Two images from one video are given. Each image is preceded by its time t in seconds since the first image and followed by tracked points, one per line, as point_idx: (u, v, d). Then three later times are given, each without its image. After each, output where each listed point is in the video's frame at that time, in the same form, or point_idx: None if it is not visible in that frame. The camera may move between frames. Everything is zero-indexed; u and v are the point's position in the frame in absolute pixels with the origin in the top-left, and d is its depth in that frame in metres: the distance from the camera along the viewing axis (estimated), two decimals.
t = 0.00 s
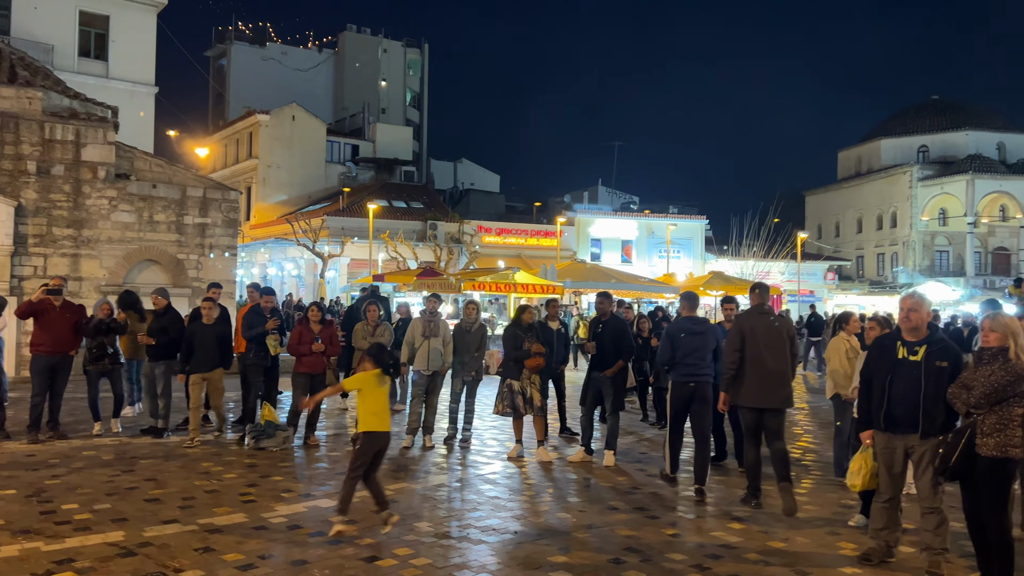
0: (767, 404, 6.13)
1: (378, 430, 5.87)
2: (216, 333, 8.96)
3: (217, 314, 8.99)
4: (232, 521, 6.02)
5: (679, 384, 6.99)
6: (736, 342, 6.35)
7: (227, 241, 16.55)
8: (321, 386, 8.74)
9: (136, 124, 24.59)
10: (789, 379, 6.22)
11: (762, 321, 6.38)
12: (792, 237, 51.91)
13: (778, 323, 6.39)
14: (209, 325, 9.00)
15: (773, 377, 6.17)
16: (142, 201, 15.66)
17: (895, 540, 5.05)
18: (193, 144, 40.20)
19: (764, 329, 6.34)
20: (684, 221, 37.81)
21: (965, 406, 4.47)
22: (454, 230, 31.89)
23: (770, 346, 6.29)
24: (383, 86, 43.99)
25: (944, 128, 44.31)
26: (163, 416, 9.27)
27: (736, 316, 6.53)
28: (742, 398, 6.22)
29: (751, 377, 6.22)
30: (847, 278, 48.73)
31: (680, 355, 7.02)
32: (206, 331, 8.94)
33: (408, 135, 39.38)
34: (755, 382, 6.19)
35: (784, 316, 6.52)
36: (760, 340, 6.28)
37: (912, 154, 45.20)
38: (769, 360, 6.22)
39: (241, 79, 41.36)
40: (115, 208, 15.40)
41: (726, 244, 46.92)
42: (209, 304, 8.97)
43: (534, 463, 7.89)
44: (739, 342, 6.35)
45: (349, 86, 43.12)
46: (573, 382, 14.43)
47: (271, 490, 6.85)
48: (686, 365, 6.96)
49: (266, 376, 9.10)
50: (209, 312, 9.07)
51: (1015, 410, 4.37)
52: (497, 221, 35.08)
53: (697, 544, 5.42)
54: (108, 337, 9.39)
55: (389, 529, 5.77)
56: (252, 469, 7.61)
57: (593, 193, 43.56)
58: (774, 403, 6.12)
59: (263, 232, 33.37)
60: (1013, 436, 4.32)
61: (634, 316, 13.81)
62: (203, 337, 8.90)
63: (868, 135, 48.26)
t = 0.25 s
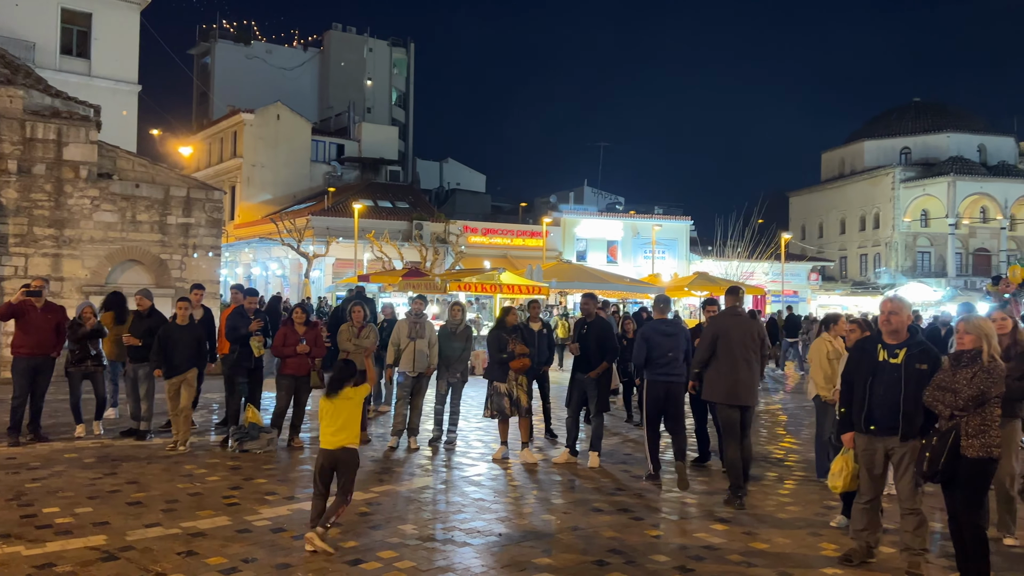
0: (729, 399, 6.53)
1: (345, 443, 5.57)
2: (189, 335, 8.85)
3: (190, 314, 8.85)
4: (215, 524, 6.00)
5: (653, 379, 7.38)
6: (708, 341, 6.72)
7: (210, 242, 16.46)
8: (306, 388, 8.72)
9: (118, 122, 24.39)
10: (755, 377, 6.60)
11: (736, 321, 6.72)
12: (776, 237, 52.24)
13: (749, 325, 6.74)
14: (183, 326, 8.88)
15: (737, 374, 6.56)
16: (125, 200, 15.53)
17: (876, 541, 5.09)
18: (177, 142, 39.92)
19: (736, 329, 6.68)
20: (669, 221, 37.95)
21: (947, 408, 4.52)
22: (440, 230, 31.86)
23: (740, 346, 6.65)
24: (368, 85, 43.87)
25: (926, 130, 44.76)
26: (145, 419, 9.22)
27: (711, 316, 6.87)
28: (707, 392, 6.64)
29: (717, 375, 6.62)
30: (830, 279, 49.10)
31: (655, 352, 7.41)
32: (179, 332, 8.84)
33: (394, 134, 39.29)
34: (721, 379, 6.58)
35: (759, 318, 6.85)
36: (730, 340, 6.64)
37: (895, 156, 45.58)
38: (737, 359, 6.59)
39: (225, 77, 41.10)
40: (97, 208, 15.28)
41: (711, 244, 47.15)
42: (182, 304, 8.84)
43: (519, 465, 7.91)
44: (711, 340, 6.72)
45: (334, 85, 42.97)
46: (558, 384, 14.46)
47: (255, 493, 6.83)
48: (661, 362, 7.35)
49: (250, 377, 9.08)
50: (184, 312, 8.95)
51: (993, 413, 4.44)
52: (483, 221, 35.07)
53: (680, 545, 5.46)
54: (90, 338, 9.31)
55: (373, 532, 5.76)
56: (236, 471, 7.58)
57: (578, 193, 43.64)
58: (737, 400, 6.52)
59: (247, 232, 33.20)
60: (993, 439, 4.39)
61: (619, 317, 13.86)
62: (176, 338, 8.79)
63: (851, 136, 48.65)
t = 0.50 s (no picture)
0: (708, 401, 6.62)
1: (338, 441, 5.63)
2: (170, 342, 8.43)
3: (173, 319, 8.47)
4: (199, 526, 5.97)
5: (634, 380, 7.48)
6: (691, 343, 6.79)
7: (195, 241, 16.36)
8: (291, 388, 8.69)
9: (101, 120, 24.18)
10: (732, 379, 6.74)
11: (716, 326, 6.83)
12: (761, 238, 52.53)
13: (728, 329, 6.86)
14: (164, 331, 8.48)
15: (716, 377, 6.67)
16: (108, 199, 15.40)
17: (858, 541, 5.14)
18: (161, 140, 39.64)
19: (716, 333, 6.79)
20: (655, 221, 38.07)
21: (931, 409, 4.57)
22: (426, 230, 31.81)
23: (719, 349, 6.76)
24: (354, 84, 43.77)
25: (909, 132, 45.16)
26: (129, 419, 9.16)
27: (692, 319, 6.96)
28: (685, 393, 6.75)
29: (699, 376, 6.71)
30: (815, 279, 49.43)
31: (635, 354, 7.54)
32: (160, 337, 8.42)
33: (380, 133, 39.18)
34: (702, 379, 6.69)
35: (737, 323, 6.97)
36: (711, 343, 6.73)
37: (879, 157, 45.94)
38: (716, 361, 6.70)
39: (210, 75, 40.84)
40: (80, 207, 15.15)
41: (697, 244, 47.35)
42: (166, 308, 8.44)
43: (505, 465, 7.92)
44: (692, 342, 6.79)
45: (320, 83, 42.80)
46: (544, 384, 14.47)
47: (239, 494, 6.80)
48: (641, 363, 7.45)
49: (235, 378, 9.02)
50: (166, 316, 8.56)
51: (974, 414, 4.49)
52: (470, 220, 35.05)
53: (664, 546, 5.48)
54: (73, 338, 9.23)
55: (358, 534, 5.75)
56: (220, 472, 7.54)
57: (565, 193, 43.69)
58: (716, 401, 6.63)
59: (232, 231, 33.03)
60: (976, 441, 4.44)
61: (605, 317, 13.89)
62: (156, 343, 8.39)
63: (835, 137, 48.99)
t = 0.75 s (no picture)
0: (697, 391, 7.29)
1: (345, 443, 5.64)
2: (142, 339, 8.09)
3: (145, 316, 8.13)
4: (180, 527, 5.93)
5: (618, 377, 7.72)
6: (672, 339, 7.38)
7: (178, 239, 16.24)
8: (273, 389, 8.64)
9: (83, 117, 23.96)
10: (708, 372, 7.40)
11: (693, 320, 7.52)
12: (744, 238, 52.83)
13: (704, 322, 7.57)
14: (137, 329, 8.15)
15: (700, 368, 7.33)
16: (89, 196, 15.26)
17: (837, 541, 5.18)
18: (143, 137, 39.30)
19: (695, 327, 7.46)
20: (640, 221, 38.18)
21: (914, 409, 4.63)
22: (411, 229, 31.72)
23: (699, 342, 7.44)
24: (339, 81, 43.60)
25: (891, 133, 45.58)
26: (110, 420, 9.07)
27: (671, 316, 7.52)
28: (672, 388, 7.31)
29: (684, 370, 7.30)
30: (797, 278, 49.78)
31: (617, 353, 7.76)
32: (132, 335, 8.09)
33: (364, 131, 39.04)
34: (684, 373, 7.28)
35: (708, 317, 7.72)
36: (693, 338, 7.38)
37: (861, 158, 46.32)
38: (699, 354, 7.36)
39: (194, 72, 40.52)
40: (61, 204, 15.00)
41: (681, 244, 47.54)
42: (138, 305, 8.11)
43: (489, 465, 7.91)
44: (675, 337, 7.40)
45: (304, 81, 42.61)
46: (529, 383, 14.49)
47: (221, 495, 6.77)
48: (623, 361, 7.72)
49: (218, 378, 8.97)
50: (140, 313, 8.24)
51: (956, 416, 4.56)
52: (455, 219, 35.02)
53: (647, 545, 5.51)
54: (53, 338, 9.13)
55: (341, 534, 5.74)
56: (202, 473, 7.50)
57: (550, 192, 43.74)
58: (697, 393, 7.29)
59: (215, 229, 32.80)
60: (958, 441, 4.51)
61: (590, 316, 13.92)
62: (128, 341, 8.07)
63: (819, 138, 49.34)
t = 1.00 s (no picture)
0: (674, 391, 7.31)
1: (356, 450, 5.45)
2: (118, 345, 7.56)
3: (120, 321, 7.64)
4: (164, 528, 5.89)
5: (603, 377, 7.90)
6: (647, 341, 7.39)
7: (162, 238, 16.13)
8: (258, 387, 8.60)
9: (66, 114, 23.73)
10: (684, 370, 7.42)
11: (666, 320, 7.52)
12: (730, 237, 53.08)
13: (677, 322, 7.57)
14: (111, 334, 7.63)
15: (675, 369, 7.35)
16: (71, 194, 15.13)
17: (821, 539, 5.22)
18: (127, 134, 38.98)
19: (668, 327, 7.47)
20: (627, 220, 38.26)
21: (898, 409, 4.66)
22: (397, 227, 31.63)
23: (673, 343, 7.46)
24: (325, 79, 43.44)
25: (875, 134, 45.92)
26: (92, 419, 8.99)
27: (644, 319, 7.54)
28: (650, 389, 7.33)
29: (660, 371, 7.32)
30: (782, 278, 50.07)
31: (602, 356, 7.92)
32: (107, 341, 7.55)
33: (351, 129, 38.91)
34: (661, 373, 7.31)
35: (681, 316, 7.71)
36: (666, 339, 7.38)
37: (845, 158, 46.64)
38: (673, 355, 7.37)
39: (179, 68, 40.23)
40: (43, 202, 14.86)
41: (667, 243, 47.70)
42: (109, 309, 7.58)
43: (475, 465, 7.91)
44: (649, 339, 7.41)
45: (290, 79, 42.42)
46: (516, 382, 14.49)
47: (205, 495, 6.72)
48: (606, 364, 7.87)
49: (202, 378, 8.91)
50: (110, 317, 7.71)
51: (939, 416, 4.60)
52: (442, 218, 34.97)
53: (633, 545, 5.53)
54: (35, 337, 9.04)
55: (326, 535, 5.72)
56: (186, 473, 7.44)
57: (537, 191, 43.76)
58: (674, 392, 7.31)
59: (199, 227, 32.58)
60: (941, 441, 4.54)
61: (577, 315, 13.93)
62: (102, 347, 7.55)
63: (804, 138, 49.63)
